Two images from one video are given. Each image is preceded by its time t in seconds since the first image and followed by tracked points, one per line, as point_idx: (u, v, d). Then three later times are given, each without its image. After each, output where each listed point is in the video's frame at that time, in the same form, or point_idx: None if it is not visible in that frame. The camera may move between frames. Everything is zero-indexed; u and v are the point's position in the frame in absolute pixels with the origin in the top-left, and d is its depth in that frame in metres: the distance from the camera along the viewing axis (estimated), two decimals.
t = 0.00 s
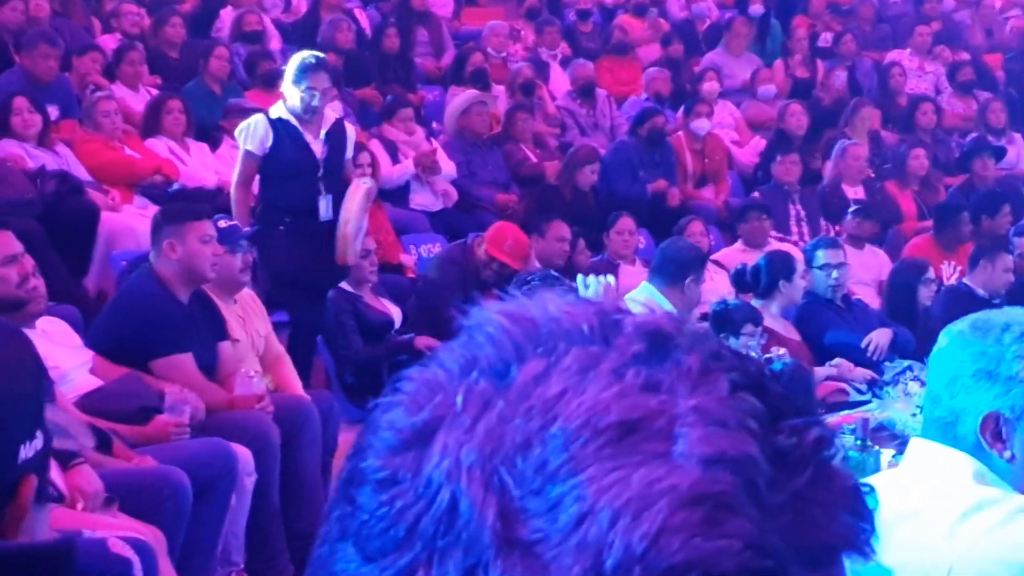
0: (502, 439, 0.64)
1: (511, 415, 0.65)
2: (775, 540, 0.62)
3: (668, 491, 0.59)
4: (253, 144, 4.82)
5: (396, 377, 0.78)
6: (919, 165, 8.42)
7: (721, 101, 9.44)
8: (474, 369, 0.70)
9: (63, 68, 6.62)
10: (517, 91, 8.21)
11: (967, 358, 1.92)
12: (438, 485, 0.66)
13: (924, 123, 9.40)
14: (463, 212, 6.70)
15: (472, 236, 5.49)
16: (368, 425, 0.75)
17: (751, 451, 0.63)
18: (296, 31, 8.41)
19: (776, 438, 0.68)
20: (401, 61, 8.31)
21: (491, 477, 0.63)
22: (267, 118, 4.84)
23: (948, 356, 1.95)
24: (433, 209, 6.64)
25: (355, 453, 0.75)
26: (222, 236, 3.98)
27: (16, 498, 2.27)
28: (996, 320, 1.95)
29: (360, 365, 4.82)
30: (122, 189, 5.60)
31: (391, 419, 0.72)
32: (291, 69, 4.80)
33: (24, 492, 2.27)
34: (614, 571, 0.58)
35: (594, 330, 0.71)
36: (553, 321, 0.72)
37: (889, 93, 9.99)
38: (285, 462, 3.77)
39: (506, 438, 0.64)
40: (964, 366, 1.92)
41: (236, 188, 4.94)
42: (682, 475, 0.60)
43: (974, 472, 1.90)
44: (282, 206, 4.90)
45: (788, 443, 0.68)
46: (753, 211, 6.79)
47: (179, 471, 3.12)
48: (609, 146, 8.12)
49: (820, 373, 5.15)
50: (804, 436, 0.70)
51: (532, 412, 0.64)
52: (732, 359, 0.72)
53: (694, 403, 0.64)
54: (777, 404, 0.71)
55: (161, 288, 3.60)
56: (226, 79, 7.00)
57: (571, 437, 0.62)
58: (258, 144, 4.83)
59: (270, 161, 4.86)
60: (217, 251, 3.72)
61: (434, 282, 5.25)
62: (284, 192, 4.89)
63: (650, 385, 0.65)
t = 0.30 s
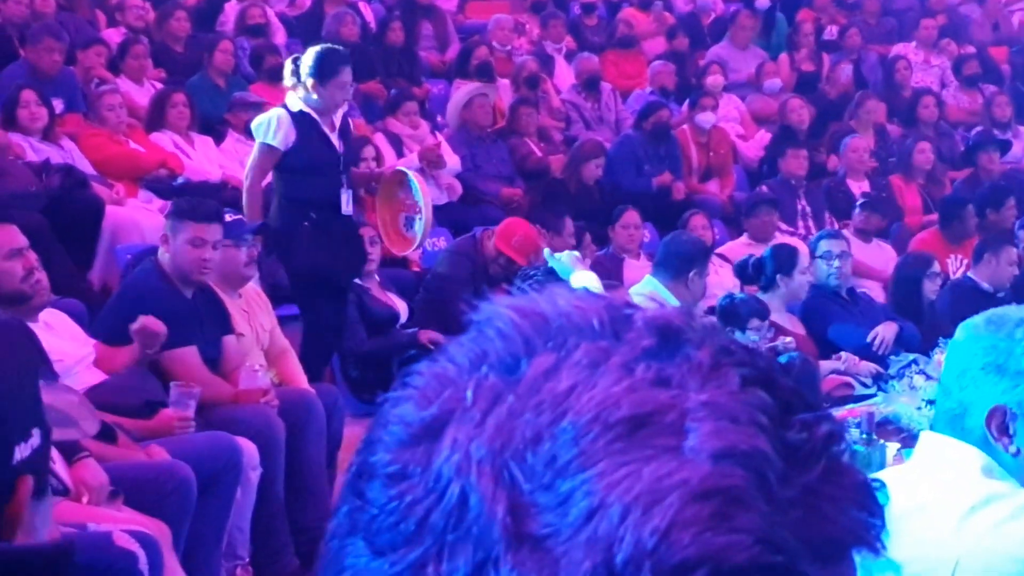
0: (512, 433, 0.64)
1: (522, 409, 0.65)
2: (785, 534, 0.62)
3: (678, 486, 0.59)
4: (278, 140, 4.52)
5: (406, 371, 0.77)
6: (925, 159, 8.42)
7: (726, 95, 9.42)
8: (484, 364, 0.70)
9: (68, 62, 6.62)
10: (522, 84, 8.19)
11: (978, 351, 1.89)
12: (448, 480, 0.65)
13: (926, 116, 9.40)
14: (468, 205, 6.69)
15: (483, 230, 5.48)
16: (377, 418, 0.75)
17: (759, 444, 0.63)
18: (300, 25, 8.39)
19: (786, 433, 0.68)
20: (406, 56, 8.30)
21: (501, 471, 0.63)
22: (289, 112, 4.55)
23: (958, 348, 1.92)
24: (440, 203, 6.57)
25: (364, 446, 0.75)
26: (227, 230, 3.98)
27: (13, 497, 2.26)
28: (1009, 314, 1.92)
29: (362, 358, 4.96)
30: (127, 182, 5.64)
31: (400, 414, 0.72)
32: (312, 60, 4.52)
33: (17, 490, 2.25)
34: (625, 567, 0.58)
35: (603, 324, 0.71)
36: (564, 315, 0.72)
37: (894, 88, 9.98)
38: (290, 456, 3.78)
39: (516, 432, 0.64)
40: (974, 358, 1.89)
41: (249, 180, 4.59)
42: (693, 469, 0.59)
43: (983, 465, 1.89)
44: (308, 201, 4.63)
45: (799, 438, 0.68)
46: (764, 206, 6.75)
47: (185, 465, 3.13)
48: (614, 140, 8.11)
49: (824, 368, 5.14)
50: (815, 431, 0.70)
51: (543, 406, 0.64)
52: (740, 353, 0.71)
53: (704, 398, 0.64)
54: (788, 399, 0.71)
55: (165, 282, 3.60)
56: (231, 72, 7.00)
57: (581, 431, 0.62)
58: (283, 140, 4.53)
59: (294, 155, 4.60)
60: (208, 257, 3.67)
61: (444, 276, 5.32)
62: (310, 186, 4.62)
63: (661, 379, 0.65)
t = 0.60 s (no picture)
0: (518, 423, 0.64)
1: (527, 400, 0.65)
2: (792, 525, 0.62)
3: (685, 477, 0.59)
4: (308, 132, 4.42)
5: (410, 362, 0.77)
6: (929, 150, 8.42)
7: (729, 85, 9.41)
8: (489, 355, 0.70)
9: (71, 53, 6.61)
10: (524, 76, 8.18)
11: (978, 339, 1.92)
12: (454, 471, 0.65)
13: (931, 106, 9.42)
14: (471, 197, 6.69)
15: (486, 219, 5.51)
16: (381, 410, 0.75)
17: (767, 436, 0.64)
18: (302, 16, 8.38)
19: (792, 423, 0.68)
20: (408, 47, 8.29)
21: (506, 462, 0.63)
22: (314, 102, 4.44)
23: (960, 337, 1.95)
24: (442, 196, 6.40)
25: (369, 438, 0.75)
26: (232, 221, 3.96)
27: None
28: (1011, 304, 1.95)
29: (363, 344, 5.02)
30: (129, 174, 5.62)
31: (405, 405, 0.72)
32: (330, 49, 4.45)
33: None
34: (631, 558, 0.59)
35: (610, 314, 0.71)
36: (569, 306, 0.72)
37: (897, 78, 9.98)
38: (294, 447, 3.78)
39: (521, 423, 0.64)
40: (976, 346, 1.92)
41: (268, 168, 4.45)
42: (699, 460, 0.60)
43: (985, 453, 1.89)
44: (332, 191, 4.56)
45: (806, 429, 0.69)
46: (769, 195, 6.76)
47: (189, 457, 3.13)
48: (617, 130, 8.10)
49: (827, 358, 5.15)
50: (823, 421, 0.71)
51: (548, 397, 0.64)
52: (748, 343, 0.72)
53: (711, 389, 0.64)
54: (795, 389, 0.71)
55: (168, 275, 3.60)
56: (233, 64, 7.00)
57: (587, 422, 0.62)
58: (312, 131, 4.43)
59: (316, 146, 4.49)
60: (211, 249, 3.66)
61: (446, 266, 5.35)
62: (334, 176, 4.55)
63: (668, 370, 0.65)
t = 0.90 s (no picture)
0: (524, 412, 0.64)
1: (534, 388, 0.65)
2: (797, 512, 0.62)
3: (691, 465, 0.59)
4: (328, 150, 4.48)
5: (417, 351, 0.77)
6: (934, 139, 8.44)
7: (732, 76, 9.40)
8: (495, 343, 0.69)
9: (73, 47, 6.60)
10: (527, 68, 8.16)
11: (978, 328, 1.85)
12: (459, 458, 0.65)
13: (938, 97, 9.45)
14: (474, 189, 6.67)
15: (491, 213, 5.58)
16: (388, 400, 0.75)
17: (773, 423, 0.63)
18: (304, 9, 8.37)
19: (800, 411, 0.68)
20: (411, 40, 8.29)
21: (512, 450, 0.63)
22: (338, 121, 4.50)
23: (957, 327, 1.88)
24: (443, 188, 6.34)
25: (375, 426, 0.74)
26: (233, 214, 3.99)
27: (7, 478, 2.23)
28: (1000, 287, 1.89)
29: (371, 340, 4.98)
30: (132, 167, 5.62)
31: (410, 393, 0.72)
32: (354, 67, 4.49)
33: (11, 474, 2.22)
34: (637, 545, 0.59)
35: (615, 303, 0.70)
36: (576, 294, 0.72)
37: (900, 68, 9.98)
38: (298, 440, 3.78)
39: (527, 411, 0.64)
40: (976, 335, 1.85)
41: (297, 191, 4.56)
42: (705, 447, 0.60)
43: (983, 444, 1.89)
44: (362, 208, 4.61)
45: (814, 416, 0.69)
46: (773, 188, 6.75)
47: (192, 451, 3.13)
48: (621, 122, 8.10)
49: (831, 349, 5.15)
50: (828, 409, 0.71)
51: (554, 385, 0.64)
52: (754, 332, 0.72)
53: (717, 375, 0.64)
54: (801, 377, 0.71)
55: (172, 269, 3.61)
56: (236, 57, 7.00)
57: (593, 410, 0.62)
58: (334, 150, 4.49)
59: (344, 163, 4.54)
60: (223, 238, 3.70)
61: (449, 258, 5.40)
62: (363, 193, 4.59)
63: (673, 358, 0.65)
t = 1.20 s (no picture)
0: (535, 406, 0.64)
1: (544, 382, 0.65)
2: (806, 498, 0.63)
3: (700, 453, 0.59)
4: (371, 167, 4.16)
5: (424, 349, 0.77)
6: (938, 137, 8.45)
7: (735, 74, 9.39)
8: (503, 339, 0.69)
9: (77, 47, 6.61)
10: (530, 66, 8.16)
11: (957, 323, 2.01)
12: (472, 454, 0.65)
13: (942, 94, 9.43)
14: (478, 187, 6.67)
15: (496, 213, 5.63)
16: (399, 397, 0.75)
17: (780, 411, 0.64)
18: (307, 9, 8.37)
19: (805, 398, 0.68)
20: (414, 38, 8.33)
21: (524, 444, 0.63)
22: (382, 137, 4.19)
23: (935, 323, 2.03)
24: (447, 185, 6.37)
25: (387, 424, 0.74)
26: (236, 214, 3.98)
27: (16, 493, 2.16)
28: (969, 284, 2.07)
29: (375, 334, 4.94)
30: (137, 167, 5.63)
31: (421, 391, 0.71)
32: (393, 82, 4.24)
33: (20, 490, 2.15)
34: (650, 533, 0.59)
35: (622, 298, 0.70)
36: (582, 290, 0.71)
37: (902, 66, 9.97)
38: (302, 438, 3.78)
39: (538, 405, 0.64)
40: (956, 328, 2.01)
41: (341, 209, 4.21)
42: (714, 436, 0.60)
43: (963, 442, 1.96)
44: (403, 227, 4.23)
45: (818, 404, 0.68)
46: (774, 185, 6.73)
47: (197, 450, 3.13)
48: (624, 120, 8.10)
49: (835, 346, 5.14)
50: (833, 396, 0.70)
51: (564, 379, 0.64)
52: (757, 323, 0.72)
53: (723, 366, 0.64)
54: (806, 365, 0.71)
55: (176, 268, 3.62)
56: (239, 56, 7.01)
57: (603, 402, 0.62)
58: (378, 167, 4.16)
59: (388, 180, 4.20)
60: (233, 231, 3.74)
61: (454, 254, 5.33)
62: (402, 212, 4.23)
63: (680, 349, 0.65)
